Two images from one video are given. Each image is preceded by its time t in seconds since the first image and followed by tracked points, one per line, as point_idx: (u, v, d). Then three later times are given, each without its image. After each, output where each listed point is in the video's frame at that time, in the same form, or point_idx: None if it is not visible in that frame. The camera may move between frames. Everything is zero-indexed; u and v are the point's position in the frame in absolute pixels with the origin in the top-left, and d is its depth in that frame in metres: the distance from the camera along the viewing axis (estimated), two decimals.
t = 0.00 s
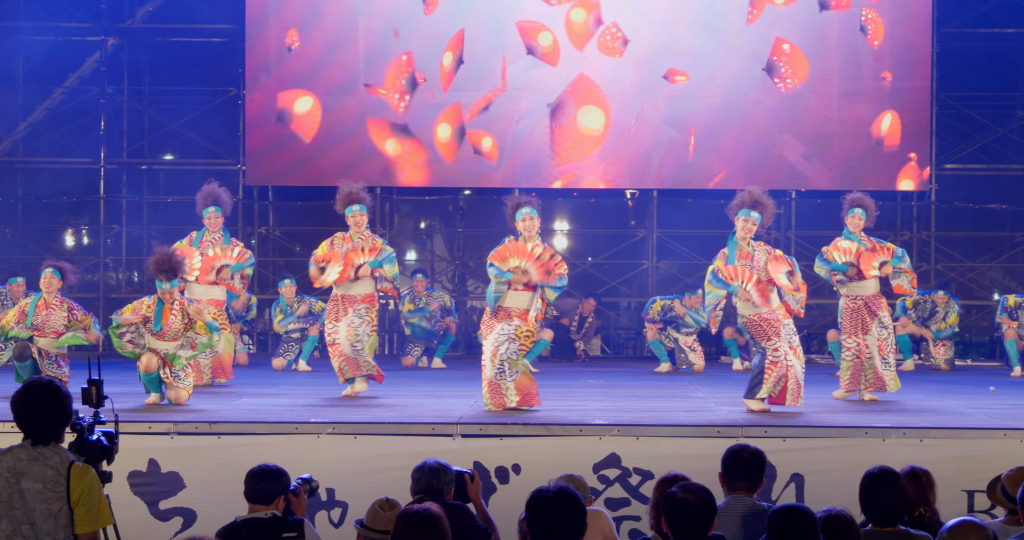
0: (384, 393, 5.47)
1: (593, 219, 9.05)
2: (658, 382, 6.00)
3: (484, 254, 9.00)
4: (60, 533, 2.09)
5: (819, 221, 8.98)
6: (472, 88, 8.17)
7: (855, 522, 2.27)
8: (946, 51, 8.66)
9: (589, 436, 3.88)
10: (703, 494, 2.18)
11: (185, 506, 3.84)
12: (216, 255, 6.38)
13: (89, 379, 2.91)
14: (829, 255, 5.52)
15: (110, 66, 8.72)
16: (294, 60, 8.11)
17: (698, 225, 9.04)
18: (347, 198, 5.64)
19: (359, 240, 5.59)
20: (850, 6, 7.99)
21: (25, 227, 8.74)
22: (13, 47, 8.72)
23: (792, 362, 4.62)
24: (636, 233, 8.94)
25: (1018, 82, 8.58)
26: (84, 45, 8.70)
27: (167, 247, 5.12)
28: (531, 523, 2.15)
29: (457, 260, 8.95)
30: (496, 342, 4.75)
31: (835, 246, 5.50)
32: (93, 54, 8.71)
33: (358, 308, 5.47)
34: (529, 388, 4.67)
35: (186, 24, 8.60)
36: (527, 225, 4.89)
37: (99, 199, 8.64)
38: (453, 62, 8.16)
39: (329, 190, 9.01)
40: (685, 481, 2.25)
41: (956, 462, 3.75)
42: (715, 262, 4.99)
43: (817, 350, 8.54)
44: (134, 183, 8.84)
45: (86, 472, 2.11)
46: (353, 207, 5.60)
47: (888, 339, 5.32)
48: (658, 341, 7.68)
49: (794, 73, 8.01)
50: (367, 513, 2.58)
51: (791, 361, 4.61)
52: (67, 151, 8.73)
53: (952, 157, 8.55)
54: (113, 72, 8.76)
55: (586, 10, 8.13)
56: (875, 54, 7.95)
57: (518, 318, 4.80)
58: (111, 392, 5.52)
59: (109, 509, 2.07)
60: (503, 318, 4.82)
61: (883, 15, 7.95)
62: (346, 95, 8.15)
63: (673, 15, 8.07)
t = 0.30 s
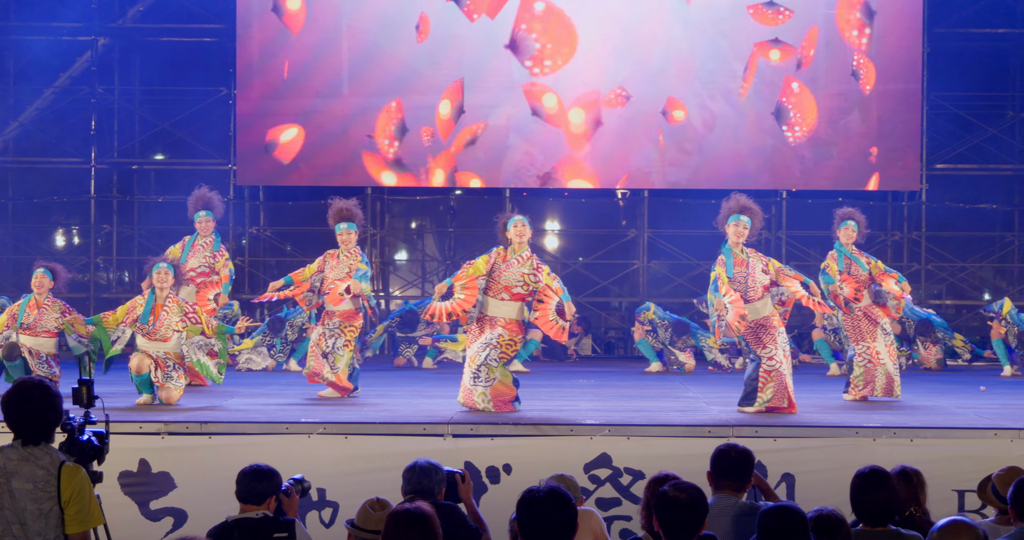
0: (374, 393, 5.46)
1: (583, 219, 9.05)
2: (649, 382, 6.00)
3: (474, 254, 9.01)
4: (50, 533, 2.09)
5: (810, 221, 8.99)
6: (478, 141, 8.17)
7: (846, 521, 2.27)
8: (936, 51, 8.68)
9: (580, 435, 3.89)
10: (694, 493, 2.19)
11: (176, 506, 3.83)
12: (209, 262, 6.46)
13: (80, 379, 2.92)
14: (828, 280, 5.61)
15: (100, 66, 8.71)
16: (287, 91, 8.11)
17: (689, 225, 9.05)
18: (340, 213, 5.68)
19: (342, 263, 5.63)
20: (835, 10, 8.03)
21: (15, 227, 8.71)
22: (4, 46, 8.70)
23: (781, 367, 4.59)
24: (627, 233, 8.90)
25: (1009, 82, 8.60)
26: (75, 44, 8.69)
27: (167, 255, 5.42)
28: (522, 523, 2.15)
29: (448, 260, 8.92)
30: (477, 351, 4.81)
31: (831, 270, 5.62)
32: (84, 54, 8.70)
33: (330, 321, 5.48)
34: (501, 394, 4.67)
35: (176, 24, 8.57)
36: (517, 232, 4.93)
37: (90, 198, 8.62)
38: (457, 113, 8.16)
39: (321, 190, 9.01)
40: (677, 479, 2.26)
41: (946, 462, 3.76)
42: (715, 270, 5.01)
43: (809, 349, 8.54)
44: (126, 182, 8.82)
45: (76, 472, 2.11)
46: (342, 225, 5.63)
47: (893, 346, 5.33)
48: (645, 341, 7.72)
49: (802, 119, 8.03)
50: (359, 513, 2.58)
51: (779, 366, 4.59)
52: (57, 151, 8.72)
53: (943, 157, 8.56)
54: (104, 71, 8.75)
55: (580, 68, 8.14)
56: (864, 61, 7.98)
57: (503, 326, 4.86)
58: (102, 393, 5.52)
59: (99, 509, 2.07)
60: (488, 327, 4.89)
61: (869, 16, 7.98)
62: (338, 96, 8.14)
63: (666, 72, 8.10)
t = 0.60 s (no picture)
0: (362, 393, 5.46)
1: (572, 219, 9.07)
2: (638, 383, 6.01)
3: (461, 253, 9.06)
4: (38, 532, 2.09)
5: (799, 221, 9.00)
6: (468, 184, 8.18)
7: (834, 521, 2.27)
8: (924, 52, 8.72)
9: (569, 435, 3.89)
10: (682, 491, 2.19)
11: (165, 506, 3.82)
12: (197, 262, 6.47)
13: (70, 378, 2.93)
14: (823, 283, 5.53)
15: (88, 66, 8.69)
16: (278, 129, 8.10)
17: (679, 226, 9.07)
18: (328, 210, 5.66)
19: (329, 260, 5.60)
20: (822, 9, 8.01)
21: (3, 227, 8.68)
22: None
23: (769, 367, 4.61)
24: (616, 233, 8.90)
25: (996, 82, 8.63)
26: (63, 45, 8.67)
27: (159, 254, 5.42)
28: (511, 521, 2.15)
29: (437, 259, 8.95)
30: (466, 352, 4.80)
31: (827, 272, 5.53)
32: (72, 54, 8.69)
33: (319, 321, 5.49)
34: (491, 395, 4.69)
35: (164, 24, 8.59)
36: (503, 229, 4.92)
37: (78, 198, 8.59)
38: (456, 162, 8.17)
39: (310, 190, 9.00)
40: (667, 477, 2.26)
41: (934, 462, 3.78)
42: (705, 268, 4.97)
43: (798, 349, 8.55)
44: (114, 182, 8.82)
45: (64, 472, 2.11)
46: (329, 222, 5.62)
47: (881, 349, 5.33)
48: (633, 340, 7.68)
49: (807, 163, 8.03)
50: (347, 512, 2.57)
51: (767, 366, 4.61)
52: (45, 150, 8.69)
53: (931, 157, 8.58)
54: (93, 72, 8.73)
55: (568, 115, 8.14)
56: (854, 66, 7.99)
57: (491, 326, 4.84)
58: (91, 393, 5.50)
59: (88, 509, 2.07)
60: (476, 327, 4.87)
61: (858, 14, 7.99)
62: (328, 98, 8.15)
63: (655, 121, 8.10)
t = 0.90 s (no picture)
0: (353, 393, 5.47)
1: (564, 219, 9.06)
2: (629, 383, 6.01)
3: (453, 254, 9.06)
4: (29, 532, 2.11)
5: (791, 222, 9.00)
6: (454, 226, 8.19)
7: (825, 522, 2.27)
8: (915, 52, 8.73)
9: (560, 435, 3.90)
10: (676, 491, 2.19)
11: (156, 506, 3.82)
12: (189, 259, 6.46)
13: (61, 378, 2.96)
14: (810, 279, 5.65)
15: (80, 66, 8.69)
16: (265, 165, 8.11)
17: (671, 226, 9.07)
18: (316, 207, 5.67)
19: (317, 258, 5.62)
20: (807, 10, 8.04)
21: None
22: None
23: (756, 366, 4.65)
24: (607, 233, 8.90)
25: (987, 82, 8.64)
26: (55, 45, 8.66)
27: (152, 252, 5.40)
28: (502, 522, 2.16)
29: (428, 259, 8.94)
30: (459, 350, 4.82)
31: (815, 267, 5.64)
32: (64, 54, 8.67)
33: (309, 320, 5.50)
34: (482, 395, 4.68)
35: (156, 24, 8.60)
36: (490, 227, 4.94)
37: (69, 198, 8.59)
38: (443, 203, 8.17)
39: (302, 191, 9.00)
40: (658, 478, 2.27)
41: (925, 462, 3.79)
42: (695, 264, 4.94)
43: (789, 349, 8.57)
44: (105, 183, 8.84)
45: (55, 472, 2.13)
46: (316, 219, 5.63)
47: (869, 350, 5.33)
48: (624, 340, 7.72)
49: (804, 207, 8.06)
50: (338, 512, 2.56)
51: (755, 364, 4.65)
52: (35, 150, 8.69)
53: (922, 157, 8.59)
54: (84, 72, 8.72)
55: (555, 160, 8.13)
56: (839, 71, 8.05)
57: (484, 325, 4.86)
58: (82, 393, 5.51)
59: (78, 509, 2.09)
60: (468, 325, 4.87)
61: (845, 13, 8.03)
62: (318, 96, 8.15)
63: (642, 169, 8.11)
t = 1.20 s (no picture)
0: (343, 393, 5.47)
1: (555, 219, 9.08)
2: (620, 382, 6.01)
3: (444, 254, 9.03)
4: (19, 532, 2.13)
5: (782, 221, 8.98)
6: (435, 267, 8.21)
7: (817, 522, 2.27)
8: (906, 52, 8.73)
9: (551, 435, 3.90)
10: (667, 491, 2.19)
11: (148, 506, 3.82)
12: (184, 251, 6.41)
13: (52, 379, 2.98)
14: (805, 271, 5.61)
15: (70, 66, 8.67)
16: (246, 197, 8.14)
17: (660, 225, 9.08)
18: (305, 194, 5.66)
19: (309, 243, 5.59)
20: (778, 11, 8.07)
21: None
22: None
23: (726, 358, 4.74)
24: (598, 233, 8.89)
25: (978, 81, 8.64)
26: (44, 44, 8.63)
27: (143, 251, 5.40)
28: (493, 521, 2.16)
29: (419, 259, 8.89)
30: (454, 337, 4.85)
31: (813, 263, 5.56)
32: (54, 53, 8.65)
33: (302, 308, 5.47)
34: (475, 390, 4.77)
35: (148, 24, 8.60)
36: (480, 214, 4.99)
37: (60, 198, 8.58)
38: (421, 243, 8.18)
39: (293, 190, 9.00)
40: (649, 478, 2.26)
41: (917, 461, 3.81)
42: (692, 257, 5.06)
43: (779, 349, 8.58)
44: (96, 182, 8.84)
45: (44, 473, 2.15)
46: (304, 206, 5.63)
47: (855, 343, 5.41)
48: (616, 340, 7.74)
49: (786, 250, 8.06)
50: (329, 512, 2.56)
51: (725, 357, 4.74)
52: (25, 149, 8.67)
53: (912, 157, 8.60)
54: (74, 72, 8.71)
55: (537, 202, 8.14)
56: (806, 72, 8.06)
57: (472, 310, 4.85)
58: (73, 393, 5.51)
59: (67, 509, 2.11)
60: (459, 309, 4.89)
61: (818, 14, 8.05)
62: (297, 99, 8.15)
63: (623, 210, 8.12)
